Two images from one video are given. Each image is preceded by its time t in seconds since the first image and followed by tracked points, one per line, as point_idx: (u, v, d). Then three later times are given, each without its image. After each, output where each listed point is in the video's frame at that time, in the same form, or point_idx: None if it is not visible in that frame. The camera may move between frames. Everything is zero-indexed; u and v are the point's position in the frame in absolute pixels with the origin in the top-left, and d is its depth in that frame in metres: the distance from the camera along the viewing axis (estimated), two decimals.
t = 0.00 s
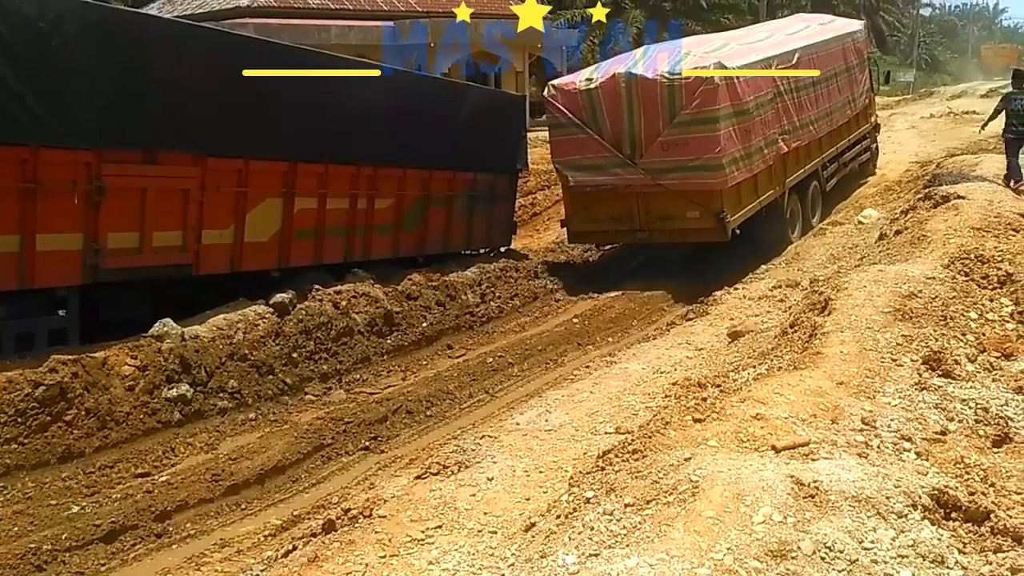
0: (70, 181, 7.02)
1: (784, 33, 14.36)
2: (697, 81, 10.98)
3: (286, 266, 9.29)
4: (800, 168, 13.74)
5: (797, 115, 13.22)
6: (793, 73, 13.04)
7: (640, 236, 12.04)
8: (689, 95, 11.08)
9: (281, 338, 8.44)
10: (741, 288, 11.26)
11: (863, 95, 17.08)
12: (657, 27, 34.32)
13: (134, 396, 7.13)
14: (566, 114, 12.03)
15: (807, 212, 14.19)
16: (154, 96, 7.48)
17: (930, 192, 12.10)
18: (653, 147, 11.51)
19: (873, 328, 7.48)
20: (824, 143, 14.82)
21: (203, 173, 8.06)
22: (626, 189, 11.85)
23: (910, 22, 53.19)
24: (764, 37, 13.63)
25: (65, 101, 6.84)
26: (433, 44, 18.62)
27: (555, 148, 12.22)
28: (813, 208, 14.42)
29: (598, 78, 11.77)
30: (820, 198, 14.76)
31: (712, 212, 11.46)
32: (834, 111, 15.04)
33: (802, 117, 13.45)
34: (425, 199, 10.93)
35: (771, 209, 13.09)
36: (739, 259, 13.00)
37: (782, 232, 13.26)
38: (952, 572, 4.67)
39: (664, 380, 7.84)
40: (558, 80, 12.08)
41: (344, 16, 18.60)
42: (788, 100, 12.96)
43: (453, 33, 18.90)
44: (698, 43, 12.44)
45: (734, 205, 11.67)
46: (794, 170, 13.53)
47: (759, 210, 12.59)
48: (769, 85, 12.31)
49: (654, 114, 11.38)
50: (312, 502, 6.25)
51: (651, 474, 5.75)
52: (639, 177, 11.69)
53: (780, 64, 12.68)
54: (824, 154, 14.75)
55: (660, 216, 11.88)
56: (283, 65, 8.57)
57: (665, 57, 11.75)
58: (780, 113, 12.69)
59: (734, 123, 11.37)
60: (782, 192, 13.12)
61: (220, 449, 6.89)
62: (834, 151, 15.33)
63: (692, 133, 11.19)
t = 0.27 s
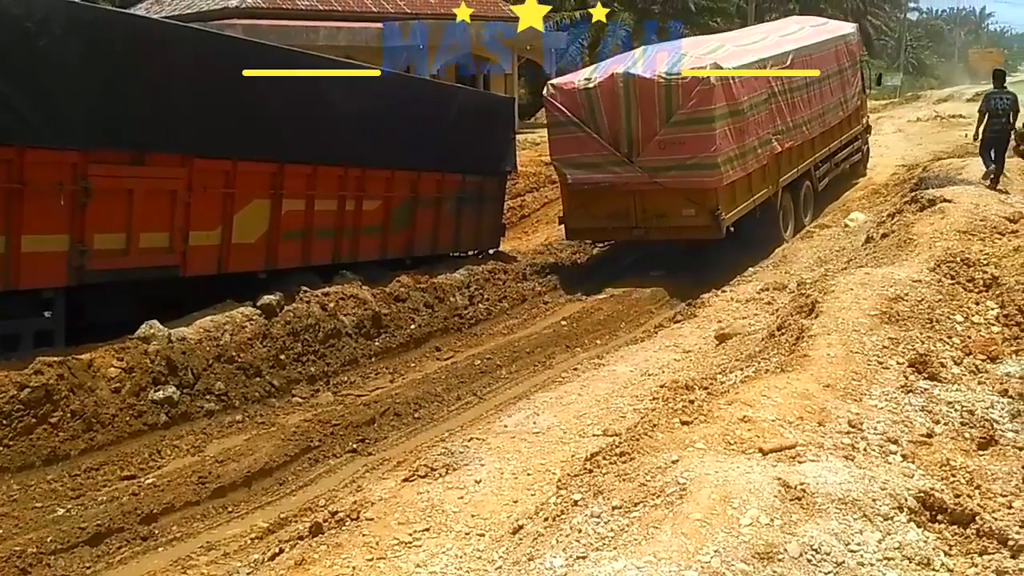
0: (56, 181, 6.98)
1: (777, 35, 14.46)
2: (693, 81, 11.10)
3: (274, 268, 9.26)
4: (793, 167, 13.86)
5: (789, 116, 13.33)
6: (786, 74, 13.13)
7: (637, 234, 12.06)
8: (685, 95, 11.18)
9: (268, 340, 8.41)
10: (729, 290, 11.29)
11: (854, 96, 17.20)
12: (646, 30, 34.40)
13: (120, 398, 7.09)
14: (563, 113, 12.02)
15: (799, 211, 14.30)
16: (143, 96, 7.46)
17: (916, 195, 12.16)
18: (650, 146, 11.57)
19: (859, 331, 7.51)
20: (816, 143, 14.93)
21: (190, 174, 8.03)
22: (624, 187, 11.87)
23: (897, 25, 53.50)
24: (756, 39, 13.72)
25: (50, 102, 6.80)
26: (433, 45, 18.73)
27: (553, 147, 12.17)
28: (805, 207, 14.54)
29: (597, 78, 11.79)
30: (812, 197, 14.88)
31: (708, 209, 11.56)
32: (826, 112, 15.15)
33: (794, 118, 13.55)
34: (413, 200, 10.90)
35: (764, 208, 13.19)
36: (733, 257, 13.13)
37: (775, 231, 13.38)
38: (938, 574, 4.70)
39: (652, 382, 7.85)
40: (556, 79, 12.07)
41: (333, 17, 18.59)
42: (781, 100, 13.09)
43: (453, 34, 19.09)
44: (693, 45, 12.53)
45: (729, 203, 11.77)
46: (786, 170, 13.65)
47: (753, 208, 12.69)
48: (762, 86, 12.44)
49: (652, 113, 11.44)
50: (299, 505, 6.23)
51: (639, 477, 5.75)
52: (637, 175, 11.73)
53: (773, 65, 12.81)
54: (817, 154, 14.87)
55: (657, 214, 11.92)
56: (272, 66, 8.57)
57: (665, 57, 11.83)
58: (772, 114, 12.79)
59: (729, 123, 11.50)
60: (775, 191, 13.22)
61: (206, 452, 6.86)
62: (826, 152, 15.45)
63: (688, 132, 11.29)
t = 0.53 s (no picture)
0: (40, 180, 6.94)
1: (768, 35, 14.56)
2: (686, 81, 11.14)
3: (260, 267, 9.22)
4: (784, 165, 13.96)
5: (780, 114, 13.42)
6: (776, 74, 13.23)
7: (631, 230, 12.16)
8: (678, 94, 11.22)
9: (255, 339, 8.39)
10: (716, 290, 11.32)
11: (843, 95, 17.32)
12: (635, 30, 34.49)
13: (105, 398, 7.06)
14: (559, 112, 12.11)
15: (790, 208, 14.41)
16: (129, 95, 7.42)
17: (902, 196, 12.22)
18: (643, 145, 11.61)
19: (845, 331, 7.55)
20: (807, 141, 15.03)
21: (175, 173, 7.99)
22: (618, 185, 11.93)
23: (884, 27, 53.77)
24: (747, 38, 13.82)
25: (36, 99, 6.76)
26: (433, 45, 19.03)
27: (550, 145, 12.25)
28: (796, 204, 14.66)
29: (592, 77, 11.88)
30: (803, 193, 15.01)
31: (700, 207, 11.61)
32: (816, 110, 15.26)
33: (785, 116, 13.65)
34: (400, 199, 10.88)
35: (756, 203, 13.31)
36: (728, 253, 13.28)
37: (766, 228, 13.53)
38: (922, 573, 4.72)
39: (639, 382, 7.87)
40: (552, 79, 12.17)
41: (321, 15, 18.55)
42: (772, 99, 13.18)
43: (453, 34, 19.43)
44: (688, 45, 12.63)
45: (721, 200, 11.84)
46: (777, 167, 13.74)
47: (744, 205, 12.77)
48: (754, 84, 12.52)
49: (645, 112, 11.50)
50: (286, 504, 6.21)
51: (625, 477, 5.76)
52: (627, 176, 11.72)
53: (764, 64, 12.89)
54: (807, 151, 14.99)
55: (650, 210, 12.00)
56: (260, 64, 8.55)
57: (666, 57, 11.83)
58: (763, 113, 12.88)
59: (721, 122, 11.53)
60: (766, 188, 13.32)
61: (192, 452, 6.84)
62: (816, 149, 15.55)
63: (681, 131, 11.32)
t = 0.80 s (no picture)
0: (26, 179, 6.90)
1: (760, 37, 14.66)
2: (681, 81, 11.22)
3: (248, 268, 9.19)
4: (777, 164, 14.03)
5: (773, 114, 13.50)
6: (768, 75, 13.32)
7: (628, 228, 12.25)
8: (673, 95, 11.30)
9: (243, 340, 8.36)
10: (705, 292, 11.35)
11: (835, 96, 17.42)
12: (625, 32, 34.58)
13: (91, 398, 7.03)
14: (556, 112, 12.21)
15: (784, 206, 14.52)
16: (117, 94, 7.39)
17: (890, 199, 12.24)
18: (639, 145, 11.69)
19: (832, 334, 7.58)
20: (799, 141, 15.13)
21: (163, 173, 7.96)
22: (614, 184, 12.03)
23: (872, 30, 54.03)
24: (740, 40, 13.91)
25: (22, 98, 6.72)
26: (433, 45, 19.31)
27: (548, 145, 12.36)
28: (789, 202, 14.73)
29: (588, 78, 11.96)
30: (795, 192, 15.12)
31: (695, 206, 11.65)
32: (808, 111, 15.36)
33: (778, 117, 13.74)
34: (389, 200, 10.86)
35: (751, 202, 13.41)
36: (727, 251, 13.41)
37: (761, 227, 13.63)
38: None
39: (627, 384, 7.87)
40: (549, 80, 12.26)
41: (310, 15, 18.53)
42: (766, 100, 13.26)
43: (452, 34, 19.76)
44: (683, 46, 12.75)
45: (715, 199, 11.88)
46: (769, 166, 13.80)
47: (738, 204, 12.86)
48: (747, 85, 12.59)
49: (641, 113, 11.58)
50: (273, 506, 6.19)
51: (613, 478, 5.76)
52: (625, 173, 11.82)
53: (757, 65, 12.97)
54: (800, 151, 15.10)
55: (646, 209, 12.08)
56: (248, 64, 8.52)
57: (664, 57, 11.97)
58: (757, 113, 12.94)
59: (715, 122, 11.60)
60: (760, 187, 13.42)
61: (180, 453, 6.81)
62: (807, 148, 15.63)
63: (676, 132, 11.39)
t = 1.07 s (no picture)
0: (21, 177, 6.89)
1: (761, 37, 14.76)
2: (683, 80, 11.39)
3: (243, 266, 9.18)
4: (777, 160, 14.15)
5: (773, 113, 13.60)
6: (769, 74, 13.41)
7: (632, 224, 12.42)
8: (675, 94, 11.49)
9: (238, 338, 8.36)
10: (700, 292, 11.36)
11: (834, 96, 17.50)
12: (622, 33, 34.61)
13: (85, 396, 7.02)
14: (562, 110, 12.42)
15: (784, 203, 14.67)
16: (113, 91, 7.39)
17: (884, 202, 12.23)
18: (643, 142, 11.88)
19: (827, 335, 7.59)
20: (799, 139, 15.24)
21: (159, 170, 7.95)
22: (618, 181, 12.22)
23: (869, 32, 54.13)
24: (741, 40, 14.00)
25: (18, 96, 6.71)
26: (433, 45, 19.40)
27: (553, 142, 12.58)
28: (789, 199, 14.84)
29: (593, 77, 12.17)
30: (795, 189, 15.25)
31: (697, 201, 11.83)
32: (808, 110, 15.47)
33: (778, 115, 13.85)
34: (385, 199, 10.85)
35: (751, 199, 13.54)
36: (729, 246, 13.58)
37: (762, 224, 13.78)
38: None
39: (622, 384, 7.88)
40: (556, 78, 12.46)
41: (307, 14, 18.56)
42: (767, 99, 13.36)
43: (451, 33, 19.82)
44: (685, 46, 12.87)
45: (717, 195, 12.03)
46: (770, 164, 13.93)
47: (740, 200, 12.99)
48: (748, 84, 12.69)
49: (644, 111, 11.76)
50: (267, 504, 6.18)
51: (608, 478, 5.77)
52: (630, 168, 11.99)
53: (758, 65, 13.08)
54: (799, 149, 15.23)
55: (649, 205, 12.26)
56: (244, 61, 8.51)
57: (667, 56, 12.10)
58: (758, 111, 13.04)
59: (717, 120, 11.77)
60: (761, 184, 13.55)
61: (173, 450, 6.81)
62: (806, 147, 15.74)
63: (679, 129, 11.58)
